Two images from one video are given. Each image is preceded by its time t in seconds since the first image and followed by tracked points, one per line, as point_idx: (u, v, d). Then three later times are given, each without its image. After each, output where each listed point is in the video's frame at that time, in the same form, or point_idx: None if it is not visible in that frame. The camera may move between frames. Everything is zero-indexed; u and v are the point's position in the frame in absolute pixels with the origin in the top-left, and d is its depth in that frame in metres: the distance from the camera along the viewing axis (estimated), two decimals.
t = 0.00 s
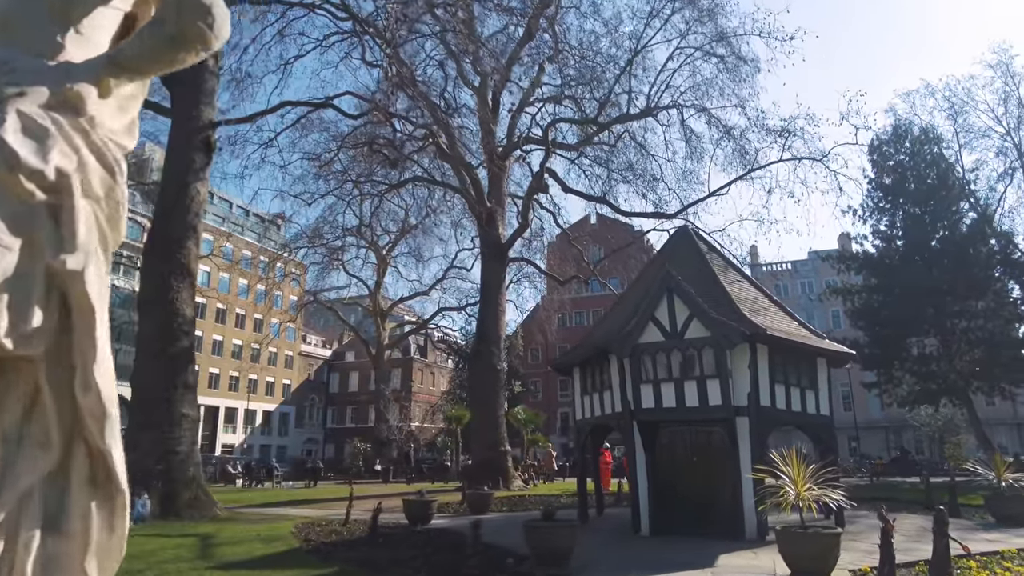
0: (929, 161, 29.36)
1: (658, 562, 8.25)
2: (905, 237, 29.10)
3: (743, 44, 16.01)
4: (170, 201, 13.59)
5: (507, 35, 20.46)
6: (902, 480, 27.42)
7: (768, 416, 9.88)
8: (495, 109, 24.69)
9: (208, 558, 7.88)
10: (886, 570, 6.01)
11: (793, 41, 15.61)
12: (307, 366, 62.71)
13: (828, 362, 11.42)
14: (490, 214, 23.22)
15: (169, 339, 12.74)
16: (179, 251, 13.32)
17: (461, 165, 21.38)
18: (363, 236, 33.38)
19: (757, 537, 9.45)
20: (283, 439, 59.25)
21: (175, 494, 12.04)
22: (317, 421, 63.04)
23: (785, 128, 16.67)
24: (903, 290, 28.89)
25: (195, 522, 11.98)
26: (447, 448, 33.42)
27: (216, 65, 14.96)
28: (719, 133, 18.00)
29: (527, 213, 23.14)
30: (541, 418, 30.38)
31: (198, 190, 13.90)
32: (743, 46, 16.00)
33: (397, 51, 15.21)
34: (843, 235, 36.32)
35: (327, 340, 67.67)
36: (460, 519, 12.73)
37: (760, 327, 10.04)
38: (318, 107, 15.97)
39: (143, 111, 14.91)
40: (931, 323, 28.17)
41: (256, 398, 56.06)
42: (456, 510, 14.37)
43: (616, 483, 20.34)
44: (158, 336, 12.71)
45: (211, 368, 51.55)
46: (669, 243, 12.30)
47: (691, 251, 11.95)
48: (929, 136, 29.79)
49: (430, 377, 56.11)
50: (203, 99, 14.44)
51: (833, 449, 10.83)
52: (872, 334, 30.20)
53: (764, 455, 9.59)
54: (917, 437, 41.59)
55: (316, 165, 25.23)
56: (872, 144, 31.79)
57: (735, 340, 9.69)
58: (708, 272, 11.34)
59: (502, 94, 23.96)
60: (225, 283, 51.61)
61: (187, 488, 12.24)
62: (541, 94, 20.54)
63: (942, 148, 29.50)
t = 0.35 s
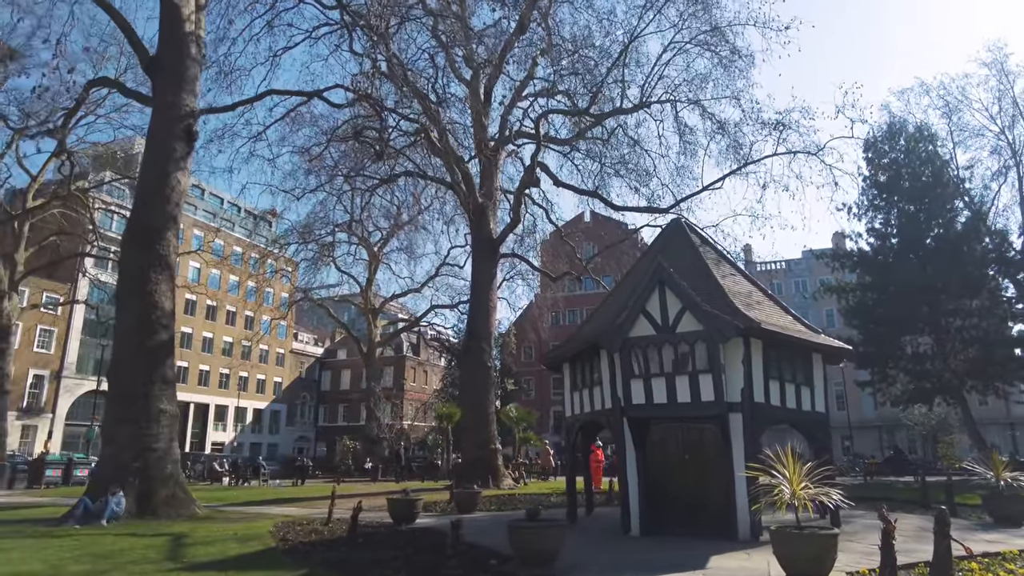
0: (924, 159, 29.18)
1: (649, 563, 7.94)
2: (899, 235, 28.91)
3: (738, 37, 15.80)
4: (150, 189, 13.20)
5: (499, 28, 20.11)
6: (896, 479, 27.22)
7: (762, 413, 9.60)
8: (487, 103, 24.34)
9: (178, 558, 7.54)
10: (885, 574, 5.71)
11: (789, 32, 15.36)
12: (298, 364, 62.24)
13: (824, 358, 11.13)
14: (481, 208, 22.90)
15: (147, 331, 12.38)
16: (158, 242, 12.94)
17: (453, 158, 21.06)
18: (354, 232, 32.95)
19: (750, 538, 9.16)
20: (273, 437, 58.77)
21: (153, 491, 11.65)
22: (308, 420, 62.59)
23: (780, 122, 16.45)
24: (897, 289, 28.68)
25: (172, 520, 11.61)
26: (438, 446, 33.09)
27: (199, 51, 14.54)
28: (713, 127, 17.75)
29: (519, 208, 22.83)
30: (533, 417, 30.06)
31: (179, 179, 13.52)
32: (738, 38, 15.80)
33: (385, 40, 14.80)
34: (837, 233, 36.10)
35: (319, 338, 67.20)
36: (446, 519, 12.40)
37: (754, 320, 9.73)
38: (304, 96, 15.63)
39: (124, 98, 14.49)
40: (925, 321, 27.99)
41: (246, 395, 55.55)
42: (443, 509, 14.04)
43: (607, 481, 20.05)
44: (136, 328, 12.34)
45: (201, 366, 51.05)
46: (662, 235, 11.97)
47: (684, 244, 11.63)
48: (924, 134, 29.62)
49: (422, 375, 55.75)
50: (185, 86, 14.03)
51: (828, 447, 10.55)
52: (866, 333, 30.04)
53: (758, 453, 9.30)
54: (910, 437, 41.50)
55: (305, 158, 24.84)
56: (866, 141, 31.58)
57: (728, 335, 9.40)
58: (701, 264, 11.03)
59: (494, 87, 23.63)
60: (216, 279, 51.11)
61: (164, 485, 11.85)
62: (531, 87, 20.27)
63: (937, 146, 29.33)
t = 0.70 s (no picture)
0: (923, 158, 28.98)
1: (642, 570, 7.65)
2: (898, 235, 28.69)
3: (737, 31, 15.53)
4: (133, 181, 12.86)
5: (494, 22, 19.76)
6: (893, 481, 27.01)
7: (759, 415, 9.31)
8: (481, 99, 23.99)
9: (149, 562, 7.22)
10: None
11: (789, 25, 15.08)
12: (292, 362, 61.82)
13: (823, 358, 10.83)
14: (475, 205, 22.55)
15: (128, 327, 12.03)
16: (140, 236, 12.58)
17: (447, 154, 20.73)
18: (348, 229, 32.61)
19: (746, 543, 8.88)
20: (266, 436, 58.36)
21: (132, 492, 11.28)
22: (301, 418, 62.20)
23: (778, 118, 16.19)
24: (895, 289, 28.44)
25: (152, 522, 11.26)
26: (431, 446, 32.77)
27: (185, 41, 14.17)
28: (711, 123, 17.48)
29: (514, 205, 22.53)
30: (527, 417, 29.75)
31: (163, 172, 13.17)
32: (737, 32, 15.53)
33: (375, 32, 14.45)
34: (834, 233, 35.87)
35: (313, 336, 66.78)
36: (434, 521, 12.08)
37: (752, 319, 9.43)
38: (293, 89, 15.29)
39: (108, 88, 14.12)
40: (923, 322, 27.76)
41: (238, 394, 55.12)
42: (433, 511, 13.71)
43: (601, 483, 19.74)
44: (117, 324, 12.00)
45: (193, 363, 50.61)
46: (658, 231, 11.66)
47: (680, 241, 11.31)
48: (923, 133, 29.41)
49: (417, 374, 55.41)
50: (170, 76, 13.66)
51: (827, 450, 10.27)
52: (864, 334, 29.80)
53: (755, 456, 9.02)
54: (906, 438, 41.34)
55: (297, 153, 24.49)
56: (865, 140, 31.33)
57: (725, 333, 9.10)
58: (698, 261, 10.73)
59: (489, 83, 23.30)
60: (209, 276, 50.71)
61: (145, 486, 11.48)
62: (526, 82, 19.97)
63: (935, 145, 29.14)
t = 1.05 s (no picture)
0: (920, 155, 28.75)
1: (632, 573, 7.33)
2: (894, 232, 28.48)
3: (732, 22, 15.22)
4: (112, 172, 12.48)
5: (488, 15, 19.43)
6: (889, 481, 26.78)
7: (754, 413, 9.01)
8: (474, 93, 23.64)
9: (115, 567, 6.89)
10: None
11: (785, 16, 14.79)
12: (285, 362, 61.38)
13: (821, 354, 10.52)
14: (467, 201, 22.23)
15: (106, 323, 11.66)
16: (118, 228, 12.21)
17: (439, 149, 20.38)
18: (341, 227, 32.25)
19: (741, 545, 8.57)
20: (259, 436, 57.94)
21: (108, 492, 10.90)
22: (294, 419, 61.76)
23: (775, 111, 15.90)
24: (892, 287, 28.20)
25: (128, 524, 10.90)
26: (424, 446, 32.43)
27: (168, 30, 13.80)
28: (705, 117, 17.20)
29: (506, 201, 22.21)
30: (521, 416, 29.40)
31: (143, 163, 12.80)
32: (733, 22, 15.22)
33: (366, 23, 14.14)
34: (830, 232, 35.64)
35: (307, 336, 66.32)
36: (421, 523, 11.75)
37: (748, 313, 9.10)
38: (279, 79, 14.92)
39: (89, 78, 13.72)
40: (920, 321, 27.53)
41: (231, 394, 54.68)
42: (421, 512, 13.37)
43: (595, 484, 19.44)
44: (94, 320, 11.62)
45: (185, 363, 50.14)
46: (652, 225, 11.32)
47: (674, 234, 10.98)
48: (920, 131, 29.20)
49: (411, 374, 55.04)
50: (150, 65, 13.27)
51: (824, 449, 9.94)
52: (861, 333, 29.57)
53: (751, 455, 8.70)
54: (903, 438, 41.19)
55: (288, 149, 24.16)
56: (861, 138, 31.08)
57: (720, 327, 8.77)
58: (693, 255, 10.37)
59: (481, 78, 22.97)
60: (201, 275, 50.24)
61: (121, 486, 11.11)
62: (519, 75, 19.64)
63: (932, 143, 28.92)
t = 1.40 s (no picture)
0: (920, 152, 28.46)
1: None
2: (894, 229, 28.21)
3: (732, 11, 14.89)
4: (94, 165, 12.12)
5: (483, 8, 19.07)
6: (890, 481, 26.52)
7: (756, 411, 8.69)
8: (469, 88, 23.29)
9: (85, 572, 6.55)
10: None
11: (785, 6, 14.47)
12: (280, 361, 60.97)
13: (824, 351, 10.21)
14: (461, 198, 21.91)
15: (87, 320, 11.31)
16: (100, 222, 11.85)
17: (434, 145, 20.04)
18: (336, 225, 31.90)
19: (742, 550, 8.28)
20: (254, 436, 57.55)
21: (87, 494, 10.55)
22: (290, 419, 61.37)
23: (774, 103, 15.57)
24: (892, 285, 27.93)
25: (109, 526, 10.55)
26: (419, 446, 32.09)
27: (152, 18, 13.42)
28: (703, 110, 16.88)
29: (502, 197, 21.87)
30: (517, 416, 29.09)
31: (126, 155, 12.43)
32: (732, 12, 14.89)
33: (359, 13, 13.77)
34: (828, 231, 35.33)
35: (303, 335, 65.93)
36: (411, 526, 11.41)
37: (749, 308, 8.78)
38: (268, 71, 14.57)
39: (72, 69, 13.34)
40: (921, 319, 27.27)
41: (225, 393, 54.27)
42: (412, 514, 13.04)
43: (591, 483, 19.12)
44: (75, 317, 11.26)
45: (179, 362, 49.72)
46: (650, 218, 10.99)
47: (672, 227, 10.64)
48: (920, 127, 28.91)
49: (407, 374, 54.68)
50: (134, 55, 12.90)
51: (827, 448, 9.64)
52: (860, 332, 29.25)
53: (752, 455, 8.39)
54: (901, 438, 40.95)
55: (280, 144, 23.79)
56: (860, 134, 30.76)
57: (719, 323, 8.45)
58: (692, 248, 10.04)
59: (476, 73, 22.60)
60: (195, 274, 49.84)
61: (101, 488, 10.75)
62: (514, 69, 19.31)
63: (932, 140, 28.65)
